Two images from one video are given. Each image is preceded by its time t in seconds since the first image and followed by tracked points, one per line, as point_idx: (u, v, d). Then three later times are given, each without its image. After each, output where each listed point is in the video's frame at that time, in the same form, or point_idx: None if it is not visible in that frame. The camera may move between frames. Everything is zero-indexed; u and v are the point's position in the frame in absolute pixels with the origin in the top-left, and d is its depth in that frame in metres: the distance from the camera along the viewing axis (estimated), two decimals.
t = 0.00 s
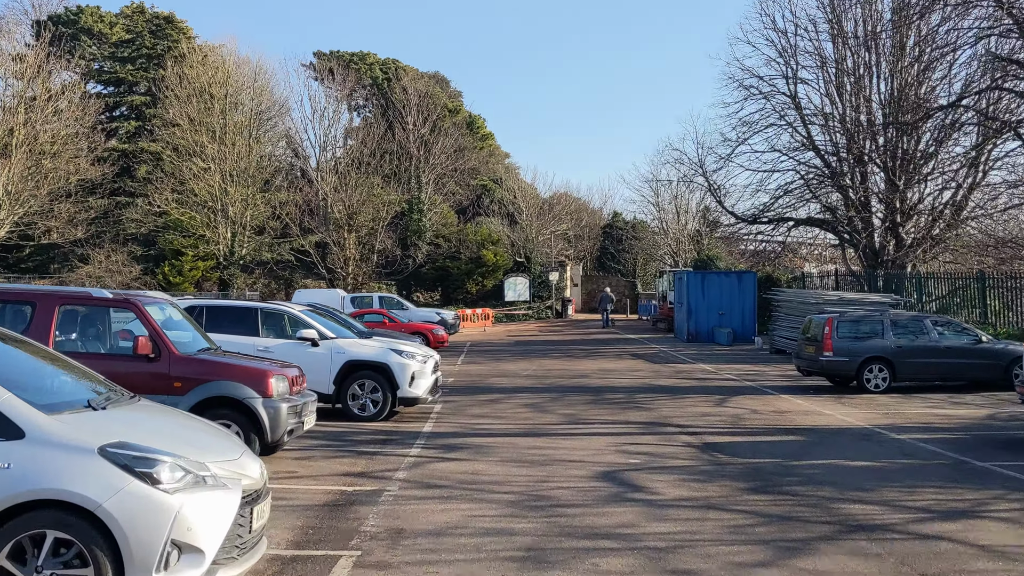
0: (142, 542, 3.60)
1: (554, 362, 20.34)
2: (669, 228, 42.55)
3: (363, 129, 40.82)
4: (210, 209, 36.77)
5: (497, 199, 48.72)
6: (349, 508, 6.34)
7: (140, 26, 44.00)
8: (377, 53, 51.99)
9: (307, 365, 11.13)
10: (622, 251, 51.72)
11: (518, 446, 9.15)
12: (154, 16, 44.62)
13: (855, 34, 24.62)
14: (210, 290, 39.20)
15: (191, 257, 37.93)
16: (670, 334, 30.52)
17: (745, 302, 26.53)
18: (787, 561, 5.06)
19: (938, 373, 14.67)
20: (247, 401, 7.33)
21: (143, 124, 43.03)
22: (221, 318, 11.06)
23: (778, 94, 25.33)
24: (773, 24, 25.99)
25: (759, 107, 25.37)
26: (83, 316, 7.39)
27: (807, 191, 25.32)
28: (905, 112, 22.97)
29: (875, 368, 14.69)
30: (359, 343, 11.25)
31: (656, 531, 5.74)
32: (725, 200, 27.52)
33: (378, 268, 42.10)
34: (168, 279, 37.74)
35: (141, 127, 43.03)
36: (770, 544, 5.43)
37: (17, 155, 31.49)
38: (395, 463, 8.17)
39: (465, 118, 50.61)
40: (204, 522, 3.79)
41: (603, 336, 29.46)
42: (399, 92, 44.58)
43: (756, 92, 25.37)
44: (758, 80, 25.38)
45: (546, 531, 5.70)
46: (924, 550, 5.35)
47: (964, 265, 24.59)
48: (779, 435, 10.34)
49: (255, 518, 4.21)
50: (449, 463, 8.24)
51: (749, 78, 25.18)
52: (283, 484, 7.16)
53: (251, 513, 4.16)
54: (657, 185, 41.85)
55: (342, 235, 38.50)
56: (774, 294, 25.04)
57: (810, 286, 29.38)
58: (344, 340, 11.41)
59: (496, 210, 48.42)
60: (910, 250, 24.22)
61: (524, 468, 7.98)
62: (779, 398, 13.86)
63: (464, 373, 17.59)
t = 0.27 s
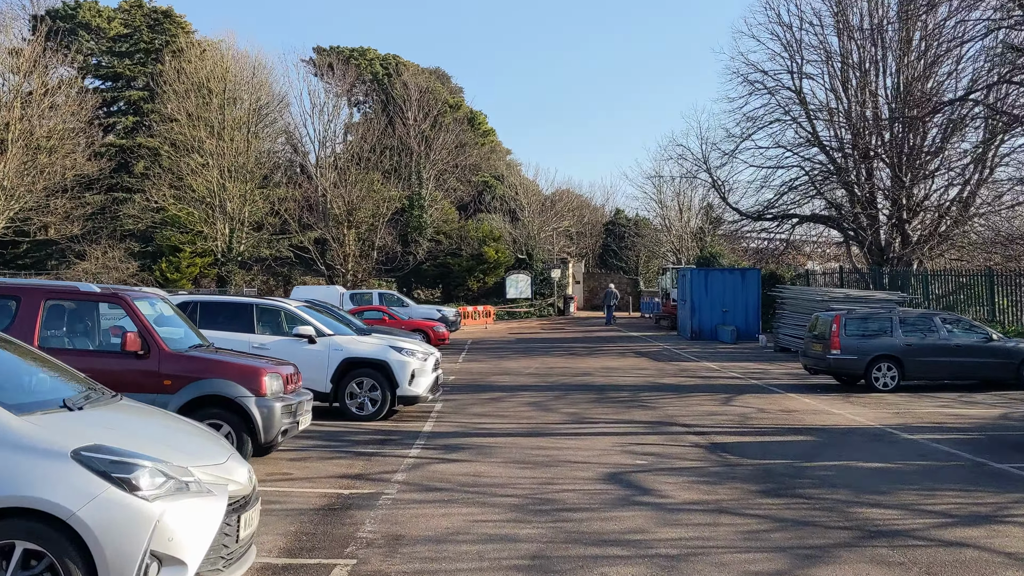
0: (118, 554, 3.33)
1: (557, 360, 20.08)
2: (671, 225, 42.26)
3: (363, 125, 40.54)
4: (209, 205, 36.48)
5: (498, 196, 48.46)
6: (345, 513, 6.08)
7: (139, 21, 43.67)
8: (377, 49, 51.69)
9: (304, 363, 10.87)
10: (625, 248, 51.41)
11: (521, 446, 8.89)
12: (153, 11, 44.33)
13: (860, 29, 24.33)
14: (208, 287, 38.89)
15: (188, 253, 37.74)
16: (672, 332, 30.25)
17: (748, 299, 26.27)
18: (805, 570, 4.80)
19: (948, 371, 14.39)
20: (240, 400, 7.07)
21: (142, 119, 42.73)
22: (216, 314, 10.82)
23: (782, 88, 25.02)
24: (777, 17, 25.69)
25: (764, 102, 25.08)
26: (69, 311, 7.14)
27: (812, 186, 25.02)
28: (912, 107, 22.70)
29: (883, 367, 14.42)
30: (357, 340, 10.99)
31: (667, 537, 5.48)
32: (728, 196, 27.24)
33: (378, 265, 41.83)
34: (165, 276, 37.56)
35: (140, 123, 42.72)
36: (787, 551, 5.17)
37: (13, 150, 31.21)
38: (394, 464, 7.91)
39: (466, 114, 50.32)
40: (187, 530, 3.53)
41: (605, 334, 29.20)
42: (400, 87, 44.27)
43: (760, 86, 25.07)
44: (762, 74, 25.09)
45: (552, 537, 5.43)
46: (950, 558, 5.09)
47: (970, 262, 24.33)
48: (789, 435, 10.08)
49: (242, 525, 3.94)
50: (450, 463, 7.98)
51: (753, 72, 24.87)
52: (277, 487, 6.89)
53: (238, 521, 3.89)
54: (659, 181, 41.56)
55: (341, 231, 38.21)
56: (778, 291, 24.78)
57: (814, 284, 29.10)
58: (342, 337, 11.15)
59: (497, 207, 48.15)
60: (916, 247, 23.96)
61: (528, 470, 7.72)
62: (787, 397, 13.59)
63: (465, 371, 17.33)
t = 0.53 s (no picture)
0: None
1: (556, 361, 19.84)
2: (671, 225, 42.03)
3: (361, 125, 40.29)
4: (205, 205, 36.18)
5: (497, 196, 48.21)
6: (338, 522, 5.84)
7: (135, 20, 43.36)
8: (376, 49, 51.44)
9: (298, 365, 10.62)
10: (624, 248, 51.18)
11: (520, 451, 8.66)
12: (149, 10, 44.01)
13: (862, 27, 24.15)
14: (205, 287, 38.57)
15: (185, 253, 36.96)
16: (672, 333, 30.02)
17: (749, 299, 26.06)
18: None
19: (953, 373, 14.18)
20: (230, 405, 6.83)
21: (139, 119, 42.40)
22: (208, 315, 10.57)
23: (784, 87, 24.81)
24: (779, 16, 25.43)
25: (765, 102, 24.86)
26: (53, 313, 6.89)
27: (813, 186, 24.80)
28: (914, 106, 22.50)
29: (888, 369, 14.20)
30: (353, 341, 10.74)
31: (674, 549, 5.24)
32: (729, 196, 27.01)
33: (376, 265, 41.56)
34: (162, 277, 36.85)
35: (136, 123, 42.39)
36: (800, 564, 4.94)
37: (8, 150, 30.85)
38: (390, 470, 7.67)
39: (465, 114, 50.08)
40: (163, 549, 3.28)
41: (604, 335, 28.95)
42: (398, 87, 44.01)
43: (761, 86, 24.83)
44: (763, 73, 24.85)
45: (553, 549, 5.20)
46: (970, 572, 4.85)
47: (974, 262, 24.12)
48: (795, 439, 9.84)
49: (225, 542, 3.70)
50: (447, 470, 7.74)
51: (755, 71, 24.64)
52: (267, 495, 6.65)
53: (219, 538, 3.65)
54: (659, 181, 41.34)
55: (339, 231, 37.96)
56: (780, 291, 24.55)
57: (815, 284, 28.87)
58: (338, 338, 10.91)
59: (496, 207, 47.90)
60: (919, 247, 23.78)
61: (527, 476, 7.47)
62: (791, 399, 13.36)
63: (463, 373, 17.09)
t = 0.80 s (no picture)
0: None
1: (556, 360, 19.59)
2: (671, 224, 41.78)
3: (360, 123, 40.00)
4: (203, 204, 35.90)
5: (496, 195, 47.95)
6: (329, 527, 5.59)
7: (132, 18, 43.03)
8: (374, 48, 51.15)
9: (293, 364, 10.37)
10: (624, 247, 50.93)
11: (520, 452, 8.41)
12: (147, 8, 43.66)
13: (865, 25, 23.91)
14: (203, 287, 38.27)
15: (183, 252, 36.01)
16: (672, 332, 29.78)
17: (750, 298, 25.82)
18: None
19: (960, 372, 13.93)
20: (219, 405, 6.55)
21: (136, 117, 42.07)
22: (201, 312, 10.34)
23: (786, 85, 24.57)
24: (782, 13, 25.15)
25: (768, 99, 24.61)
26: (38, 310, 6.65)
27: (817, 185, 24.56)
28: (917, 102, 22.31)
29: (894, 368, 13.96)
30: (349, 340, 10.48)
31: (682, 557, 5.00)
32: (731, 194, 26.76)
33: (374, 264, 41.33)
34: (160, 276, 35.55)
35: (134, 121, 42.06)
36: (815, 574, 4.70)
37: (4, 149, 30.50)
38: (386, 472, 7.42)
39: (464, 112, 49.81)
40: (135, 561, 3.03)
41: (604, 334, 28.70)
42: (397, 85, 43.72)
43: (764, 83, 24.59)
44: (766, 70, 24.61)
45: (555, 557, 4.95)
46: None
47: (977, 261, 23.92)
48: (801, 440, 9.60)
49: (203, 553, 3.45)
50: (445, 471, 7.48)
51: (758, 68, 24.39)
52: (257, 498, 6.39)
53: (197, 549, 3.40)
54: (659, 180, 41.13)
55: (338, 230, 37.70)
56: (782, 289, 24.30)
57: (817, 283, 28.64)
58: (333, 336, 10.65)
59: (495, 206, 47.63)
60: (923, 246, 23.57)
61: (527, 479, 7.22)
62: (795, 399, 13.11)
63: (462, 372, 16.84)
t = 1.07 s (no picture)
0: None
1: (559, 360, 19.34)
2: (674, 221, 41.51)
3: (360, 121, 39.75)
4: (203, 202, 35.67)
5: (497, 192, 47.67)
6: (326, 538, 5.34)
7: (131, 15, 42.79)
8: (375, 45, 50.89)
9: (291, 365, 10.14)
10: (626, 245, 50.67)
11: (524, 456, 8.16)
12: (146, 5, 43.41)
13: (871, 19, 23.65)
14: (203, 285, 38.06)
15: (182, 250, 36.26)
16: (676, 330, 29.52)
17: (755, 296, 25.56)
18: None
19: (972, 372, 13.67)
20: (211, 409, 6.30)
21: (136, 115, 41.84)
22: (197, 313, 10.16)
23: (791, 80, 24.31)
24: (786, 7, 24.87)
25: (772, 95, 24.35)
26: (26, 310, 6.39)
27: (822, 181, 24.30)
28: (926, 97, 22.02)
29: (904, 368, 13.70)
30: (348, 340, 10.25)
31: (696, 571, 4.75)
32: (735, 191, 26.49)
33: (375, 262, 41.07)
34: (159, 274, 36.10)
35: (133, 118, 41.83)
36: None
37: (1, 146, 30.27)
38: (386, 478, 7.17)
39: (465, 109, 49.53)
40: None
41: (607, 333, 28.45)
42: (398, 82, 43.47)
43: (769, 78, 24.30)
44: (770, 65, 24.34)
45: (563, 572, 4.69)
46: None
47: (986, 258, 23.66)
48: (812, 443, 9.34)
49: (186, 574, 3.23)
50: (447, 477, 7.23)
51: (762, 63, 24.11)
52: (251, 507, 6.14)
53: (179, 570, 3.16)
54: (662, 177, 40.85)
55: (338, 228, 37.48)
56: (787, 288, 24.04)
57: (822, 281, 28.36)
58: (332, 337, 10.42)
59: (496, 203, 47.37)
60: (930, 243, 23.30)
61: (532, 485, 6.97)
62: (804, 400, 12.85)
63: (464, 373, 16.60)
